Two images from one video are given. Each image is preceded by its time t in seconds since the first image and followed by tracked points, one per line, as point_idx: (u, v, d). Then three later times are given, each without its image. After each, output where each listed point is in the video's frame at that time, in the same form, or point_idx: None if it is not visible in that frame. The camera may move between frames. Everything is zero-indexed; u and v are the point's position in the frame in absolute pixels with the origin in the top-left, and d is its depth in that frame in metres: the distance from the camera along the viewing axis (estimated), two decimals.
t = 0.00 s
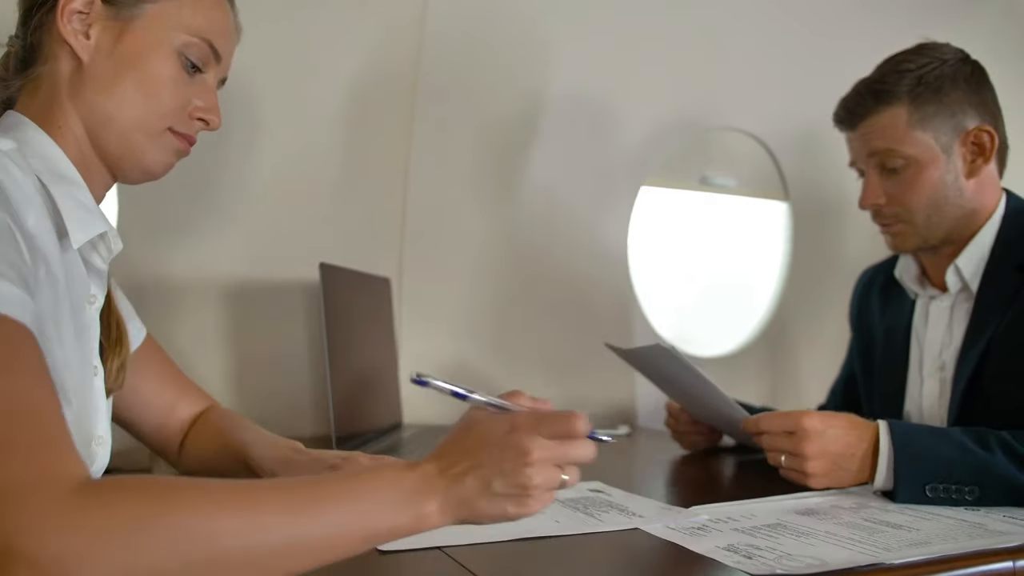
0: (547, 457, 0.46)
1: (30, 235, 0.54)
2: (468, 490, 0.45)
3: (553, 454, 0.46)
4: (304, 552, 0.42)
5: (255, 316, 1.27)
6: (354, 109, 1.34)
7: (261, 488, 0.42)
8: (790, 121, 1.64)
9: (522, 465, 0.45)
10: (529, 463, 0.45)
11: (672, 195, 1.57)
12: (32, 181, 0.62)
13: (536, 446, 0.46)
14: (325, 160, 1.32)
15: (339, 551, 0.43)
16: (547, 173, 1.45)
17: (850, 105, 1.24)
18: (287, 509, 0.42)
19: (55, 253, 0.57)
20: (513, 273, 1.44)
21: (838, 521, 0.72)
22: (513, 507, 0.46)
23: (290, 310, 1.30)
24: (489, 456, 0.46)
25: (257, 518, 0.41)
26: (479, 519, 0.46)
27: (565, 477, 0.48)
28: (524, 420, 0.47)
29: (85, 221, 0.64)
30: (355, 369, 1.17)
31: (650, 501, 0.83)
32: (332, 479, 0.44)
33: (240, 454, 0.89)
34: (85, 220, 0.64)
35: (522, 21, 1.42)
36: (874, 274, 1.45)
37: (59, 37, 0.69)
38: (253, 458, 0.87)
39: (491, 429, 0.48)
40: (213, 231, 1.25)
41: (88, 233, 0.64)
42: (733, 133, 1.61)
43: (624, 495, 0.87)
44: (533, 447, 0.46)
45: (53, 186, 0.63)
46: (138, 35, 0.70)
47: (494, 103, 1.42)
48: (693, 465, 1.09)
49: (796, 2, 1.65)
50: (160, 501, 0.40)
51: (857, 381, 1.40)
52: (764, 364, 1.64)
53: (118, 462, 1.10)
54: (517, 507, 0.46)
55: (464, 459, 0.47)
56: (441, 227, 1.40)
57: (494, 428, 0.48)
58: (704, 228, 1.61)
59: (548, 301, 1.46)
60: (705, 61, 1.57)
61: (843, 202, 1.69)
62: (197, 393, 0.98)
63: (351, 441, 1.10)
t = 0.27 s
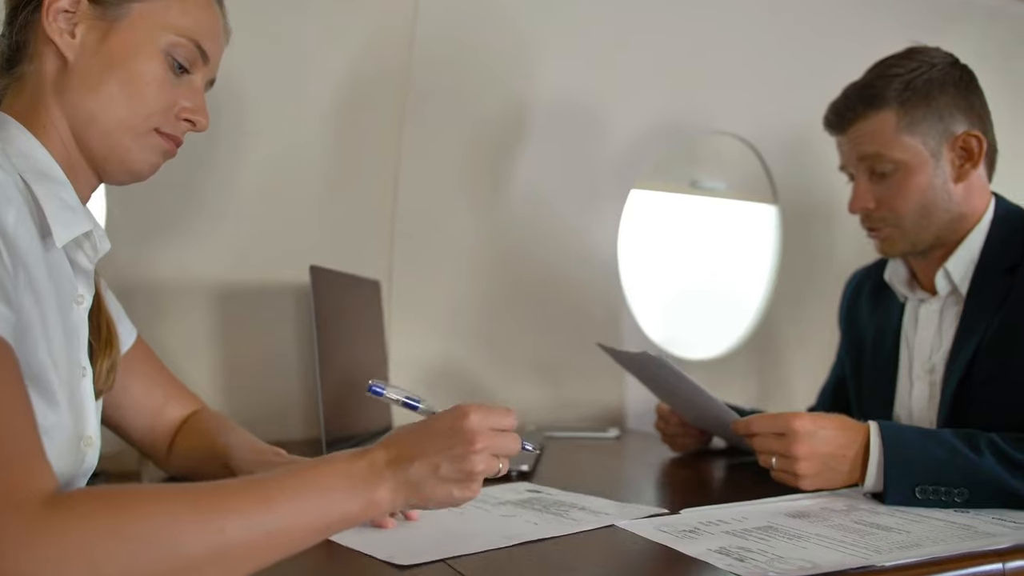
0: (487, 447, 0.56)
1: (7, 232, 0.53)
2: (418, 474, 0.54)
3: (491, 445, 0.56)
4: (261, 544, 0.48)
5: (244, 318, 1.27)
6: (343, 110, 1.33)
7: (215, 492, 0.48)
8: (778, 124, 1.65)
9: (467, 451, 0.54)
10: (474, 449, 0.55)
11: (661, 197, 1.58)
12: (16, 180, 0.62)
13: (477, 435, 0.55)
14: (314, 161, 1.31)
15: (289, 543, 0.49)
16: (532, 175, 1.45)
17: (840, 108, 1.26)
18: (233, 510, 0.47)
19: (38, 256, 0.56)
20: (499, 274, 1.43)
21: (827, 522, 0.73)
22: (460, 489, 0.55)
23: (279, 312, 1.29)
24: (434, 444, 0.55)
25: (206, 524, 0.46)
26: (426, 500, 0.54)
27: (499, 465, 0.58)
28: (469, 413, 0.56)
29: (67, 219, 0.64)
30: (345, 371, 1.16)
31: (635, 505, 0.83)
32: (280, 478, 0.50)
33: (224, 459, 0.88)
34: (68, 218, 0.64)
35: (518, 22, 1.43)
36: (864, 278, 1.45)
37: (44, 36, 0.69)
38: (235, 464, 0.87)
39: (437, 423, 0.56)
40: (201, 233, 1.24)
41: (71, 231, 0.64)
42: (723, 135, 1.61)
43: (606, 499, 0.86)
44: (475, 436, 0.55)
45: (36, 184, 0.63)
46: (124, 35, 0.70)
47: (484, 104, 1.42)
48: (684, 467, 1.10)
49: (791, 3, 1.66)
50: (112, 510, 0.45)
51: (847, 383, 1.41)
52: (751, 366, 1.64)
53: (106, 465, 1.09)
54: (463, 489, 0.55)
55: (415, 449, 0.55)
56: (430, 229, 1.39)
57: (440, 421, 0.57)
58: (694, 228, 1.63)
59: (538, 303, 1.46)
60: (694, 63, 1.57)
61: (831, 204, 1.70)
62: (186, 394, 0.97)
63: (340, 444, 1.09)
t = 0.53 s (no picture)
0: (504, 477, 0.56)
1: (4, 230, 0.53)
2: (436, 496, 0.52)
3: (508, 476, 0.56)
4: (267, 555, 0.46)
5: (235, 321, 1.26)
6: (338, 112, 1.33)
7: (227, 500, 0.46)
8: (770, 127, 1.66)
9: (487, 479, 0.54)
10: (493, 478, 0.55)
11: (652, 200, 1.58)
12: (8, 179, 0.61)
13: (496, 462, 0.55)
14: (307, 163, 1.31)
15: (295, 556, 0.47)
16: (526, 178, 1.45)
17: (838, 106, 1.25)
18: (245, 519, 0.45)
19: (35, 255, 0.56)
20: (492, 277, 1.43)
21: (822, 524, 0.73)
22: (475, 515, 0.54)
23: (271, 314, 1.28)
24: (453, 465, 0.54)
25: (218, 531, 0.44)
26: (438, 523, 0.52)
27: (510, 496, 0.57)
28: (489, 441, 0.56)
29: (61, 220, 0.63)
30: (337, 374, 1.16)
31: (621, 508, 0.82)
32: (293, 489, 0.49)
33: (210, 459, 0.86)
34: (61, 219, 0.63)
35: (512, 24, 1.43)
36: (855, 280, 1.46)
37: (40, 37, 0.68)
38: (219, 464, 0.85)
39: (456, 445, 0.56)
40: (193, 234, 1.24)
41: (64, 231, 0.63)
42: (715, 138, 1.62)
43: (594, 501, 0.86)
44: (495, 464, 0.55)
45: (29, 185, 0.62)
46: (121, 36, 0.69)
47: (478, 107, 1.42)
48: (676, 470, 1.09)
49: (787, 5, 1.67)
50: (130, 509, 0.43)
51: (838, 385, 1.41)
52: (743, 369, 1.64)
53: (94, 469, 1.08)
54: (479, 515, 0.54)
55: (434, 467, 0.54)
56: (423, 232, 1.39)
57: (461, 444, 0.56)
58: (684, 229, 1.64)
59: (530, 305, 1.46)
60: (687, 67, 1.58)
61: (821, 208, 1.71)
62: (179, 397, 0.97)
63: (332, 446, 1.09)
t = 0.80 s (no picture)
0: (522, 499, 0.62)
1: None
2: (464, 513, 0.57)
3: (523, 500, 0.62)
4: (316, 558, 0.49)
5: (226, 324, 1.26)
6: (332, 115, 1.33)
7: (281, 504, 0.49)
8: (761, 130, 1.67)
9: (510, 500, 0.60)
10: (513, 499, 0.61)
11: (642, 202, 1.58)
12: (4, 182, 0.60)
13: (519, 487, 0.61)
14: (300, 166, 1.31)
15: (339, 560, 0.50)
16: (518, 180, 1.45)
17: (845, 100, 1.26)
18: (297, 524, 0.49)
19: (32, 254, 0.56)
20: (484, 280, 1.43)
21: (812, 526, 0.73)
22: (497, 533, 0.59)
23: (262, 316, 1.28)
24: (480, 484, 0.59)
25: (275, 534, 0.48)
26: (465, 538, 0.57)
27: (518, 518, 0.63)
28: (510, 466, 0.62)
29: (56, 223, 0.63)
30: (327, 377, 1.15)
31: (612, 509, 0.83)
32: (343, 497, 0.52)
33: (200, 462, 0.86)
34: (56, 222, 0.63)
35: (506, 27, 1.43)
36: (845, 283, 1.47)
37: (39, 38, 0.69)
38: (210, 467, 0.85)
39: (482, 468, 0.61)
40: (185, 236, 1.23)
41: (59, 235, 0.63)
42: (705, 141, 1.63)
43: (586, 503, 0.86)
44: (518, 487, 0.61)
45: (25, 188, 0.62)
46: (120, 41, 0.71)
47: (472, 110, 1.42)
48: (668, 472, 1.10)
49: (776, 9, 1.68)
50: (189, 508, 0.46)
51: (828, 388, 1.42)
52: (733, 371, 1.65)
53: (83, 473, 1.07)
54: (499, 534, 0.60)
55: (460, 486, 0.59)
56: (416, 234, 1.39)
57: (486, 467, 0.61)
58: (673, 233, 1.64)
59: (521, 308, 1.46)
60: (678, 70, 1.58)
61: (811, 211, 1.72)
62: (170, 400, 0.96)
63: (323, 450, 1.08)
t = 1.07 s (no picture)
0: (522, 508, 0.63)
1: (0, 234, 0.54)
2: (468, 521, 0.58)
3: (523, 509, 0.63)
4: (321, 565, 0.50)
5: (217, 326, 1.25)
6: (326, 118, 1.33)
7: (286, 513, 0.50)
8: (752, 134, 1.67)
9: (512, 508, 0.61)
10: (515, 507, 0.61)
11: (634, 205, 1.58)
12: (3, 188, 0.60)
13: (519, 496, 0.62)
14: (292, 168, 1.31)
15: (345, 568, 0.51)
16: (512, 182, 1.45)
17: (849, 98, 1.24)
18: (303, 533, 0.50)
19: (29, 260, 0.56)
20: (476, 282, 1.43)
21: (805, 528, 0.74)
22: (497, 541, 0.60)
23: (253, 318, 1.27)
24: (481, 492, 0.60)
25: (282, 542, 0.49)
26: (466, 546, 0.58)
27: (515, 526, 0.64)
28: (511, 475, 0.63)
29: (53, 229, 0.63)
30: (318, 380, 1.15)
31: (604, 511, 0.83)
32: (346, 505, 0.53)
33: (190, 466, 0.86)
34: (53, 227, 0.63)
35: (500, 30, 1.44)
36: (834, 285, 1.47)
37: (42, 41, 0.69)
38: (201, 470, 0.84)
39: (483, 476, 0.62)
40: (176, 238, 1.23)
41: (56, 241, 0.63)
42: (697, 144, 1.63)
43: (577, 506, 0.86)
44: (519, 496, 0.62)
45: (23, 193, 0.62)
46: (124, 47, 0.71)
47: (465, 112, 1.42)
48: (660, 474, 1.10)
49: (768, 13, 1.69)
50: (196, 518, 0.47)
51: (817, 390, 1.43)
52: (722, 374, 1.65)
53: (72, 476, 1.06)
54: (499, 542, 0.61)
55: (463, 494, 0.59)
56: (408, 236, 1.39)
57: (487, 476, 0.62)
58: (666, 236, 1.64)
59: (513, 310, 1.46)
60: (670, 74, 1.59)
61: (802, 214, 1.73)
62: (161, 403, 0.96)
63: (315, 452, 1.08)
